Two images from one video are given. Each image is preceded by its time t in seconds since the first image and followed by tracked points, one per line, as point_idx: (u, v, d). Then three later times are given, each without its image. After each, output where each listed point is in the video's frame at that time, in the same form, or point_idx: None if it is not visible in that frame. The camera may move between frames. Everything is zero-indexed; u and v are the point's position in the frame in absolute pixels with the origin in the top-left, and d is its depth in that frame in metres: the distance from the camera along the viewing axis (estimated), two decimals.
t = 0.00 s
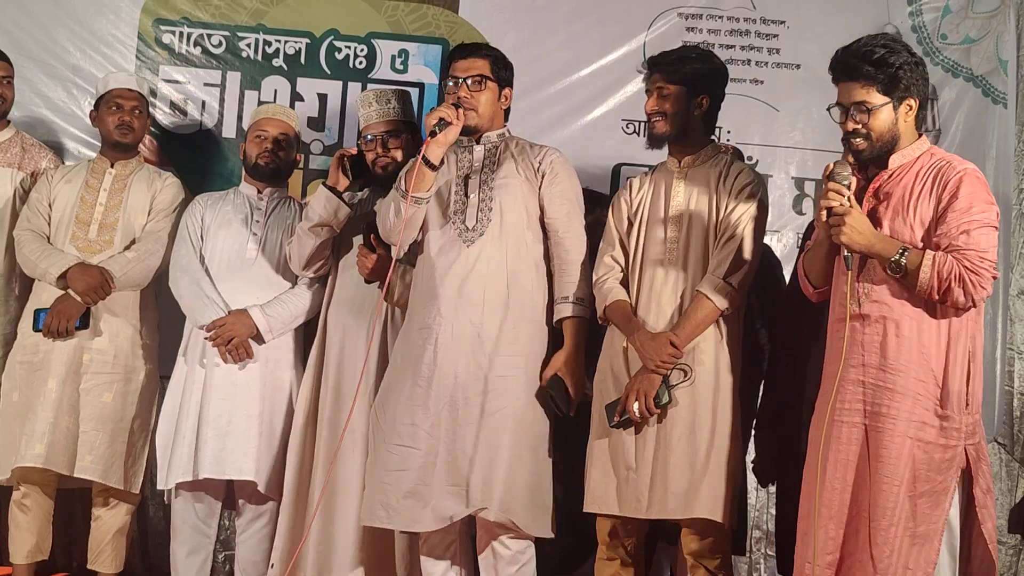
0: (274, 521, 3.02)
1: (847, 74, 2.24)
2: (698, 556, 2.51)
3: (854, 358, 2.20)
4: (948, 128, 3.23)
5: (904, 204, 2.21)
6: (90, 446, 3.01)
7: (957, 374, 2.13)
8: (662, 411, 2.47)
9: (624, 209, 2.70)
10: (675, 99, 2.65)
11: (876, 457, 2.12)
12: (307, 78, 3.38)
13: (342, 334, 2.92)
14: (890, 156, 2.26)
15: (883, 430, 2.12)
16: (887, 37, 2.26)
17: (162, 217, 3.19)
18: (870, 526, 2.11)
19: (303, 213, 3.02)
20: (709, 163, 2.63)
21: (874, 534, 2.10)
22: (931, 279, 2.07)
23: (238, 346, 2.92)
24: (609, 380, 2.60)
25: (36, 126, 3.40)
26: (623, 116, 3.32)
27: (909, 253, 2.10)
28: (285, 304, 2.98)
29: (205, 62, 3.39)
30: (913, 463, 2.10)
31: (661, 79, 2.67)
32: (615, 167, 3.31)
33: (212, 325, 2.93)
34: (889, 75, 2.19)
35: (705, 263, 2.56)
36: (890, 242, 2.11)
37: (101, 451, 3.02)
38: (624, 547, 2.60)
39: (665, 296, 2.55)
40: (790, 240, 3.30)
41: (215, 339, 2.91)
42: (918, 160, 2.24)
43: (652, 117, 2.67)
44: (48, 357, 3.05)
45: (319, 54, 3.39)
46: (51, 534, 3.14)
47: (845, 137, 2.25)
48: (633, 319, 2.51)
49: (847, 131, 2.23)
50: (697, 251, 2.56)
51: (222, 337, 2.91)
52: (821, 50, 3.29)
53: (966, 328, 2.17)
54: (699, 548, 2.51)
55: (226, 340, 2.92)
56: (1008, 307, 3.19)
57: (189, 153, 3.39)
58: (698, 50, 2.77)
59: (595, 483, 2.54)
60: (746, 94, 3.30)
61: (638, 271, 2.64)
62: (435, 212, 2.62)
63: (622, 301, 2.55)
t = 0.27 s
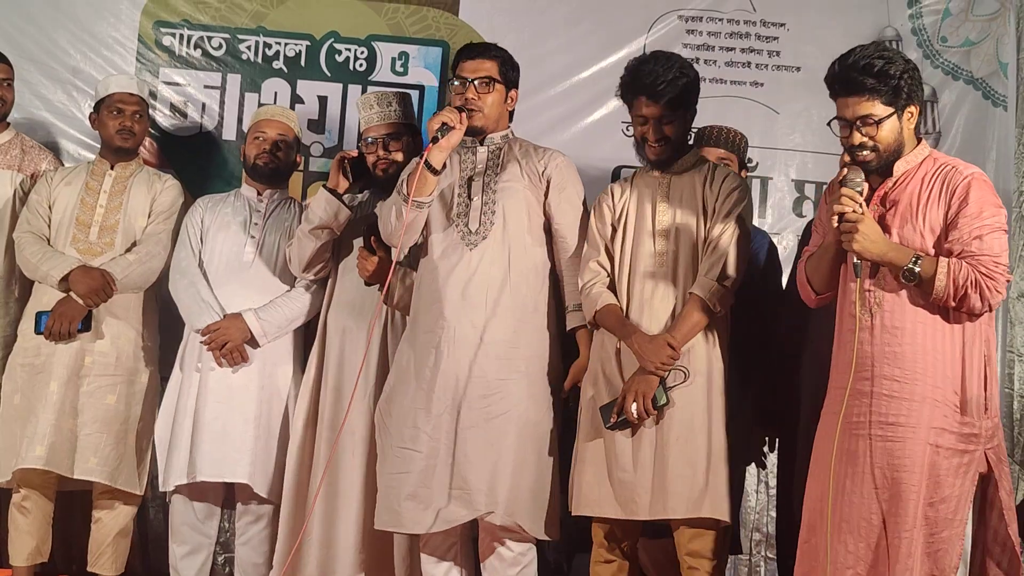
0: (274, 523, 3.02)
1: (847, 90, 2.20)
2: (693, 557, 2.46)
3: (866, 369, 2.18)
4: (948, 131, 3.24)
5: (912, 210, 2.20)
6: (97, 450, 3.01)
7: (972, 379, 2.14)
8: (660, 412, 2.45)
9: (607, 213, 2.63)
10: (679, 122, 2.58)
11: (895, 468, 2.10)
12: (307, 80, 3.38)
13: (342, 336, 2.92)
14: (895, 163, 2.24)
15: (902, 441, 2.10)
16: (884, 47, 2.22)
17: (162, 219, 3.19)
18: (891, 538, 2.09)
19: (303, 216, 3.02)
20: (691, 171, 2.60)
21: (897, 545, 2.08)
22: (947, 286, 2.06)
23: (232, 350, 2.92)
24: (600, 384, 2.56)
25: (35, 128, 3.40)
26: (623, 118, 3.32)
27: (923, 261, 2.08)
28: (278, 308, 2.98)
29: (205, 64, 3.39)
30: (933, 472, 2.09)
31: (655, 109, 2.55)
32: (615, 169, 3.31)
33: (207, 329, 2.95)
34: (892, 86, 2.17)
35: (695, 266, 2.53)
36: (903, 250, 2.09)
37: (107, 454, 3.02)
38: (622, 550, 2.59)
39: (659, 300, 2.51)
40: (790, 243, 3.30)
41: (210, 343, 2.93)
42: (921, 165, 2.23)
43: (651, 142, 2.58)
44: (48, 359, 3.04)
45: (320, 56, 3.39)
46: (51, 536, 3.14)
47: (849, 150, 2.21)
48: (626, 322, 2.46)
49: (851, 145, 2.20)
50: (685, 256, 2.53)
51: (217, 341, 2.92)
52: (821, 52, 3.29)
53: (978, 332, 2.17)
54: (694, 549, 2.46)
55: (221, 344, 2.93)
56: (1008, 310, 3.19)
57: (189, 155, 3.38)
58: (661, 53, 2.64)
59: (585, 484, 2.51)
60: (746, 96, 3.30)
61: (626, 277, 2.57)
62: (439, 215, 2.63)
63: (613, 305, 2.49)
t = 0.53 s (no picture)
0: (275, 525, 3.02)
1: (850, 95, 2.22)
2: (694, 558, 2.42)
3: (872, 371, 2.18)
4: (948, 134, 3.24)
5: (917, 212, 2.21)
6: (93, 452, 3.01)
7: (978, 380, 2.16)
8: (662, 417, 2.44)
9: (601, 219, 2.62)
10: (674, 132, 2.57)
11: (905, 470, 2.10)
12: (308, 83, 3.39)
13: (343, 338, 2.92)
14: (897, 167, 2.25)
15: (911, 442, 2.11)
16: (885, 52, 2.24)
17: (164, 222, 3.20)
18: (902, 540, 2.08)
19: (304, 219, 3.02)
20: (684, 177, 2.60)
21: (909, 548, 2.07)
22: (955, 287, 2.08)
23: (230, 355, 2.94)
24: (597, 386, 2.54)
25: (36, 130, 3.39)
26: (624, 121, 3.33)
27: (930, 262, 2.09)
28: (275, 313, 2.99)
29: (206, 67, 3.39)
30: (943, 473, 2.10)
31: (649, 126, 2.54)
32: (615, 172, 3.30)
33: (204, 334, 2.96)
34: (897, 92, 2.18)
35: (695, 271, 2.53)
36: (909, 251, 2.11)
37: (107, 456, 3.03)
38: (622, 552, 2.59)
39: (660, 305, 2.51)
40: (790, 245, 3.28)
41: (207, 348, 2.95)
42: (923, 168, 2.25)
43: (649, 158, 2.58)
44: (50, 362, 3.05)
45: (321, 59, 3.39)
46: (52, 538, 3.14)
47: (851, 155, 2.22)
48: (628, 327, 2.45)
49: (853, 149, 2.21)
50: (684, 262, 2.54)
51: (213, 346, 2.94)
52: (821, 55, 3.30)
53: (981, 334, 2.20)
54: (695, 551, 2.43)
55: (218, 349, 2.94)
56: (1009, 313, 3.19)
57: (189, 157, 3.38)
58: (654, 62, 2.59)
59: (581, 488, 2.50)
60: (746, 99, 3.30)
61: (623, 281, 2.56)
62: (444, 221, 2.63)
63: (614, 312, 2.47)
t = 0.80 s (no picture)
0: (275, 526, 3.02)
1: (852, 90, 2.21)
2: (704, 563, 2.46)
3: (870, 368, 2.18)
4: (948, 135, 3.24)
5: (919, 210, 2.20)
6: (92, 453, 3.01)
7: (975, 379, 2.16)
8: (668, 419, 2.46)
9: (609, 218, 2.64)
10: (680, 138, 2.57)
11: (901, 468, 2.10)
12: (308, 84, 3.39)
13: (343, 340, 2.92)
14: (900, 164, 2.24)
15: (908, 441, 2.11)
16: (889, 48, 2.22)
17: (163, 223, 3.20)
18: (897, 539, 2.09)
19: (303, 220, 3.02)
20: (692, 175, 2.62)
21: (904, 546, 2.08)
22: (956, 286, 2.07)
23: (229, 356, 2.94)
24: (604, 388, 2.57)
25: (36, 131, 3.41)
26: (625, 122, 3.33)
27: (932, 258, 2.08)
28: (274, 314, 2.99)
29: (206, 68, 3.40)
30: (939, 472, 2.10)
31: (654, 135, 2.53)
32: (615, 173, 3.31)
33: (203, 336, 2.96)
34: (901, 87, 2.16)
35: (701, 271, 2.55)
36: (910, 247, 2.09)
37: (106, 457, 3.03)
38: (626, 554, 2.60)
39: (665, 307, 2.52)
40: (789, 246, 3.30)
41: (207, 350, 2.95)
42: (925, 167, 2.24)
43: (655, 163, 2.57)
44: (49, 363, 3.05)
45: (321, 60, 3.39)
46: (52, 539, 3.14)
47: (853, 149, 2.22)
48: (634, 329, 2.46)
49: (857, 143, 2.20)
50: (691, 262, 2.55)
51: (213, 347, 2.94)
52: (822, 56, 3.30)
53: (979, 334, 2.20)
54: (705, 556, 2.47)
55: (217, 351, 2.94)
56: (1009, 314, 3.19)
57: (190, 158, 3.39)
58: (662, 67, 2.58)
59: (590, 488, 2.51)
60: (746, 101, 3.30)
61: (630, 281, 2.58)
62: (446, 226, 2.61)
63: (620, 312, 2.49)
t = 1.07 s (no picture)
0: (274, 526, 3.02)
1: (860, 71, 2.26)
2: (711, 564, 2.55)
3: (856, 359, 2.18)
4: (948, 135, 3.23)
5: (914, 205, 2.21)
6: (90, 453, 3.02)
7: (962, 376, 2.15)
8: (675, 418, 2.51)
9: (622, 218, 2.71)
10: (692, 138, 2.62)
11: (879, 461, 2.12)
12: (308, 84, 3.39)
13: (343, 339, 2.92)
14: (900, 159, 2.26)
15: (889, 434, 2.12)
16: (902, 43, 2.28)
17: (163, 223, 3.21)
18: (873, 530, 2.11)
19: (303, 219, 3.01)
20: (706, 173, 2.67)
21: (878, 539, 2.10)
22: (937, 276, 2.07)
23: (228, 355, 2.94)
24: (615, 388, 2.63)
25: (36, 131, 3.39)
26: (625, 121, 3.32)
27: (918, 247, 2.08)
28: (272, 314, 2.99)
29: (206, 68, 3.40)
30: (920, 467, 2.11)
31: (666, 135, 2.59)
32: (615, 173, 3.31)
33: (202, 335, 2.97)
34: (907, 75, 2.21)
35: (711, 269, 2.60)
36: (899, 234, 2.10)
37: (103, 458, 3.03)
38: (627, 554, 2.62)
39: (671, 308, 2.59)
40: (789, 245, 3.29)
41: (206, 348, 2.96)
42: (926, 165, 2.25)
43: (669, 161, 2.63)
44: (47, 363, 3.05)
45: (321, 60, 3.39)
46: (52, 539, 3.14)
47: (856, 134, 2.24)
48: (639, 328, 2.54)
49: (859, 128, 2.22)
50: (700, 262, 2.60)
51: (212, 346, 2.95)
52: (822, 56, 3.30)
53: (969, 330, 2.19)
54: (709, 556, 2.55)
55: (216, 350, 2.95)
56: (1009, 314, 3.19)
57: (190, 159, 3.39)
58: (674, 67, 2.64)
59: (598, 490, 2.56)
60: (746, 101, 3.30)
61: (641, 282, 2.66)
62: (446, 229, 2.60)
63: (628, 311, 2.58)
